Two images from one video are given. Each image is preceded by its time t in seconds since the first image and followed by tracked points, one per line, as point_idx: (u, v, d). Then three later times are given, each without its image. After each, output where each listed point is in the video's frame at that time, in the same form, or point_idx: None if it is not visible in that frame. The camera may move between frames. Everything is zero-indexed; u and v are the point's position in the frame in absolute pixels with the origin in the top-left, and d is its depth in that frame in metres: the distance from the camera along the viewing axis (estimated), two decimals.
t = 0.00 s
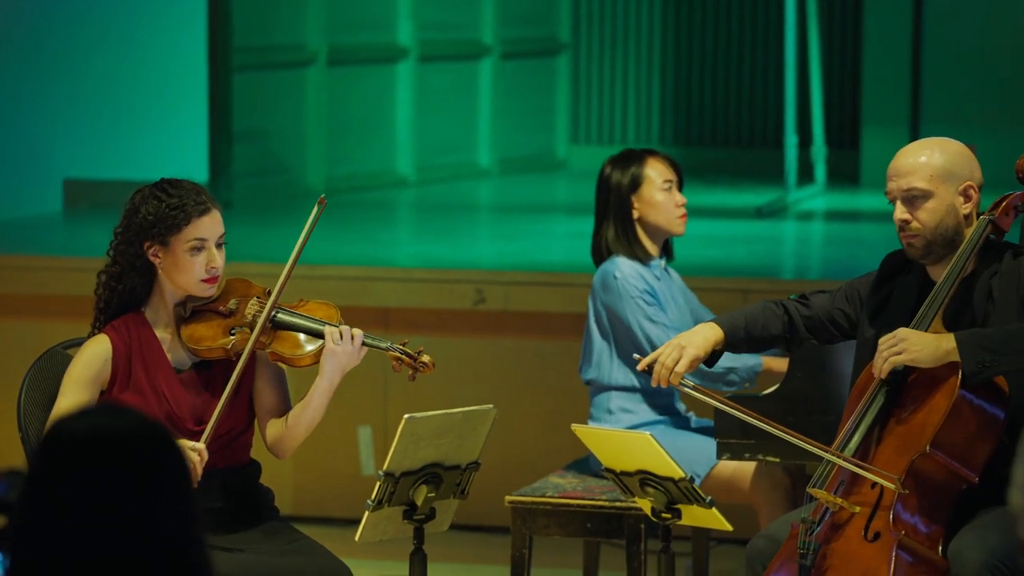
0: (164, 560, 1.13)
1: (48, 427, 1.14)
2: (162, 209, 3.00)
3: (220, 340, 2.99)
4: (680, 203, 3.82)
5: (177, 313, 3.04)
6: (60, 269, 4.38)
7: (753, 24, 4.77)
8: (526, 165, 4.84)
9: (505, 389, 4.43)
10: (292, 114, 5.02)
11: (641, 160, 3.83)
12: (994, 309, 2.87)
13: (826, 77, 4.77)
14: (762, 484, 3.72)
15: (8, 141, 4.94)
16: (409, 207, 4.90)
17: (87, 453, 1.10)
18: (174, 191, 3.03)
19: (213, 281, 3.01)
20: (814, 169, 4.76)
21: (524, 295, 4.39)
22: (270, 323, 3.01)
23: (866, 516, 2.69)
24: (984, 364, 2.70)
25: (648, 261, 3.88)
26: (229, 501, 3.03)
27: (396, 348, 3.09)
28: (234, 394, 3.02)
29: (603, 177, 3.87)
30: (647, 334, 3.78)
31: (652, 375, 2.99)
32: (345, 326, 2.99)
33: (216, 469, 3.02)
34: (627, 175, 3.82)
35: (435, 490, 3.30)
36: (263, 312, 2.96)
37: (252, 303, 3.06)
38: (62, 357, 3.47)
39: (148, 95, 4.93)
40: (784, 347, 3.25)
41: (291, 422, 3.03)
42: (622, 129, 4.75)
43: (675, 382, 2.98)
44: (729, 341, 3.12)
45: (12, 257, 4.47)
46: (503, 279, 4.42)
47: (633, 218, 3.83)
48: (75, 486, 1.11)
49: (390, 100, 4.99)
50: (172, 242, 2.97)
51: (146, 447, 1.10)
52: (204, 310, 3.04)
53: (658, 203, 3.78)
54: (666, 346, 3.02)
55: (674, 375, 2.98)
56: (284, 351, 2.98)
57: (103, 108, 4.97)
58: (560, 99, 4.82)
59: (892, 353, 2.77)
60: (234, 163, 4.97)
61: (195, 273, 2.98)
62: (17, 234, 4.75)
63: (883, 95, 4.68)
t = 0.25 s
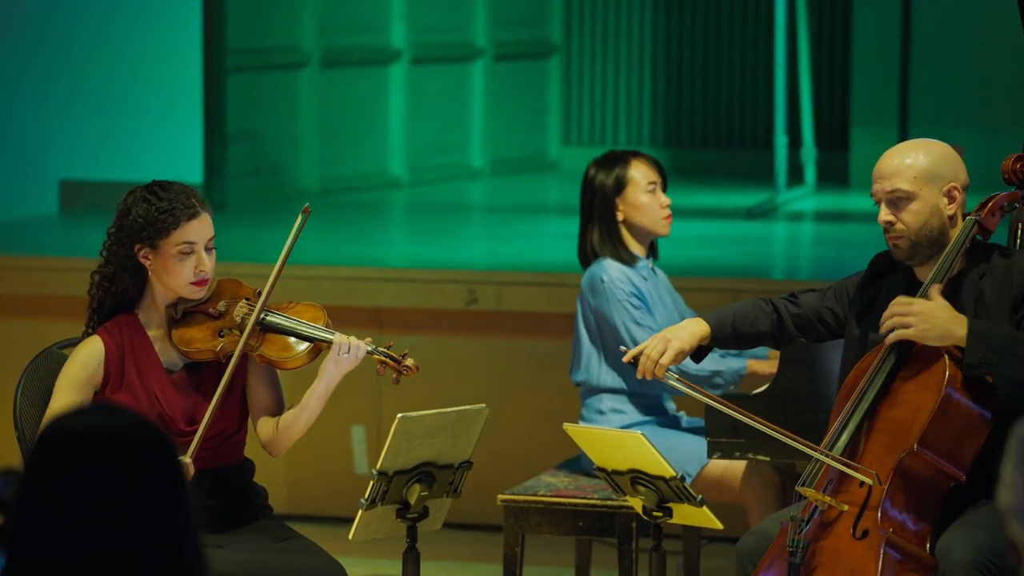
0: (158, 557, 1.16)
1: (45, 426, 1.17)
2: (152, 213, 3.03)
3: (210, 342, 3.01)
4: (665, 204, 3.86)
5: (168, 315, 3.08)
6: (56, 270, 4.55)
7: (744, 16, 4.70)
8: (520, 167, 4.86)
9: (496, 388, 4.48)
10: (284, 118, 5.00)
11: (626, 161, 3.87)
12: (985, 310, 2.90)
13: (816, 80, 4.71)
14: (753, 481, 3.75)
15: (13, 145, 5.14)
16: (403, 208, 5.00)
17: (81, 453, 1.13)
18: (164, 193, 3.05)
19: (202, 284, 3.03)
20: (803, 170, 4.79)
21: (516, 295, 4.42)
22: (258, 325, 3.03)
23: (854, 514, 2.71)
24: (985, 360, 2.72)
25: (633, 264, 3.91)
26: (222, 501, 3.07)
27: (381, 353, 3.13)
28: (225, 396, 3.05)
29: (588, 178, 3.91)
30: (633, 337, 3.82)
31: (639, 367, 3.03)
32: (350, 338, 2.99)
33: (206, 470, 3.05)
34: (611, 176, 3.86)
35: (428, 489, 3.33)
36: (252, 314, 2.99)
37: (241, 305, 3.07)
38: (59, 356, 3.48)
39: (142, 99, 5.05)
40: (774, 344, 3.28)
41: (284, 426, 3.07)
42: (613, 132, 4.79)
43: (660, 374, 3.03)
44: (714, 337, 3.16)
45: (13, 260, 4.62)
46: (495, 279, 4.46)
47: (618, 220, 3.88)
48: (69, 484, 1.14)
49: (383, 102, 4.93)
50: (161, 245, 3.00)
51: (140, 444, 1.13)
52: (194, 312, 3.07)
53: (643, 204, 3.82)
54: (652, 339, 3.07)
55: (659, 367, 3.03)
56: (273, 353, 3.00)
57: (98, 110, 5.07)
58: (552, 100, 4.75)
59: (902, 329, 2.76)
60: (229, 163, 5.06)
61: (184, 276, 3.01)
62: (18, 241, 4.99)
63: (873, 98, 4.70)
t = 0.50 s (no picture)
0: (154, 558, 1.19)
1: (40, 420, 1.19)
2: (154, 210, 3.07)
3: (206, 341, 3.05)
4: (653, 206, 3.90)
5: (167, 313, 3.11)
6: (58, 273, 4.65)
7: (733, 29, 4.77)
8: (512, 168, 4.89)
9: (488, 388, 4.52)
10: (280, 121, 5.03)
11: (614, 163, 3.91)
12: (981, 314, 2.94)
13: (806, 83, 4.77)
14: (744, 479, 3.78)
15: (12, 147, 5.21)
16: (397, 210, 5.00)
17: (73, 453, 1.16)
18: (167, 192, 3.10)
19: (203, 282, 3.08)
20: (794, 171, 4.82)
21: (508, 295, 4.46)
22: (255, 326, 3.07)
23: (847, 512, 2.75)
24: (991, 373, 2.80)
25: (621, 265, 3.93)
26: (218, 500, 3.10)
27: (375, 355, 3.17)
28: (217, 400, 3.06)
29: (577, 179, 3.95)
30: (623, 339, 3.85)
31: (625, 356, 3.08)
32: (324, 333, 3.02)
33: (204, 469, 3.09)
34: (600, 176, 3.90)
35: (422, 488, 3.36)
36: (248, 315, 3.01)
37: (239, 305, 3.10)
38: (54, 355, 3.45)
39: (139, 102, 5.10)
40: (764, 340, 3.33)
41: (274, 424, 3.07)
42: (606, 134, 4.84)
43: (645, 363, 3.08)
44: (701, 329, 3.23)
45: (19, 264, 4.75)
46: (488, 279, 4.49)
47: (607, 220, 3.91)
48: (63, 482, 1.17)
49: (378, 102, 5.00)
50: (164, 242, 3.04)
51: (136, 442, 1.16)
52: (193, 311, 3.10)
53: (632, 206, 3.87)
54: (639, 328, 3.11)
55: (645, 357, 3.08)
56: (266, 352, 3.04)
57: (93, 113, 5.12)
58: (545, 102, 4.81)
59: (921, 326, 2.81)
60: (224, 165, 5.09)
61: (186, 274, 3.05)
62: (17, 243, 5.07)
63: (864, 99, 4.74)
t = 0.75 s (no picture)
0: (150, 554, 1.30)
1: (31, 428, 1.32)
2: (160, 209, 3.09)
3: (206, 340, 3.08)
4: (642, 207, 3.94)
5: (167, 313, 3.13)
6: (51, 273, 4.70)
7: (721, 29, 4.77)
8: (502, 168, 4.95)
9: (478, 387, 4.56)
10: (271, 121, 5.05)
11: (604, 163, 3.95)
12: (972, 316, 2.97)
13: (795, 83, 4.79)
14: (733, 479, 3.81)
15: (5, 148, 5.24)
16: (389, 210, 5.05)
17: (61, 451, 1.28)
18: (171, 192, 3.12)
19: (207, 282, 3.10)
20: (783, 172, 4.86)
21: (499, 296, 4.47)
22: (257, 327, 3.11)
23: (837, 510, 2.78)
24: (984, 374, 2.84)
25: (610, 266, 3.96)
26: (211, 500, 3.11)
27: (377, 356, 3.20)
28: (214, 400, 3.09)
29: (567, 179, 3.98)
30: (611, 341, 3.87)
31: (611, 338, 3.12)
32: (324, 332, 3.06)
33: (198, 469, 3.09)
34: (590, 176, 3.94)
35: (413, 487, 3.38)
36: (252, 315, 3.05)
37: (241, 306, 3.15)
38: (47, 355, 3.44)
39: (131, 103, 5.11)
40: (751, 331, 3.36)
41: (273, 423, 3.10)
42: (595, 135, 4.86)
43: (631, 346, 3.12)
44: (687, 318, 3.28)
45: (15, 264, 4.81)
46: (479, 279, 4.50)
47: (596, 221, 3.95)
48: (54, 479, 1.29)
49: (369, 101, 5.02)
50: (169, 241, 3.06)
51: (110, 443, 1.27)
52: (193, 311, 3.13)
53: (620, 207, 3.90)
54: (625, 312, 3.16)
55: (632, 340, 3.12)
56: (269, 353, 3.08)
57: (85, 114, 5.14)
58: (535, 104, 4.84)
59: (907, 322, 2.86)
60: (216, 166, 5.12)
61: (190, 273, 3.08)
62: (10, 243, 5.10)
63: (851, 101, 4.78)
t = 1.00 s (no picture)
0: (150, 554, 1.29)
1: (28, 422, 1.31)
2: (171, 210, 3.12)
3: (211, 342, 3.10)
4: (636, 207, 3.98)
5: (172, 313, 3.17)
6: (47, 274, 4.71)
7: (711, 33, 4.84)
8: (495, 170, 4.99)
9: (471, 387, 4.60)
10: (266, 123, 5.09)
11: (598, 163, 3.97)
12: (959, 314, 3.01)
13: (784, 82, 4.81)
14: (723, 477, 3.85)
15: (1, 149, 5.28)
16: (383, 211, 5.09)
17: (59, 450, 1.27)
18: (183, 194, 3.15)
19: (214, 283, 3.15)
20: (773, 173, 4.91)
21: (491, 296, 4.52)
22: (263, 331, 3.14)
23: (827, 510, 2.82)
24: (960, 355, 2.83)
25: (604, 266, 4.00)
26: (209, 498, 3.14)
27: (384, 366, 3.25)
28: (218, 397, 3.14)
29: (561, 180, 4.01)
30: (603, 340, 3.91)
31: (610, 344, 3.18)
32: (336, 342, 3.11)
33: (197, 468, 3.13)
34: (585, 177, 3.97)
35: (406, 485, 3.42)
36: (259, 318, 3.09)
37: (247, 310, 3.19)
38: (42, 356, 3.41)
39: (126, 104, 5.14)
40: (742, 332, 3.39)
41: (277, 427, 3.13)
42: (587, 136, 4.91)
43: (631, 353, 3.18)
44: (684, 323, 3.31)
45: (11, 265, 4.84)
46: (472, 280, 4.54)
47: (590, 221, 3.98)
48: (56, 479, 1.28)
49: (362, 103, 5.07)
50: (179, 242, 3.09)
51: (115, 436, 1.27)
52: (198, 312, 3.16)
53: (615, 208, 3.94)
54: (625, 319, 3.22)
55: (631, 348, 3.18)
56: (275, 358, 3.12)
57: (81, 116, 5.18)
58: (527, 106, 4.88)
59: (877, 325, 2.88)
60: (210, 167, 5.15)
61: (198, 274, 3.11)
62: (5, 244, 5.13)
63: (841, 103, 4.82)
